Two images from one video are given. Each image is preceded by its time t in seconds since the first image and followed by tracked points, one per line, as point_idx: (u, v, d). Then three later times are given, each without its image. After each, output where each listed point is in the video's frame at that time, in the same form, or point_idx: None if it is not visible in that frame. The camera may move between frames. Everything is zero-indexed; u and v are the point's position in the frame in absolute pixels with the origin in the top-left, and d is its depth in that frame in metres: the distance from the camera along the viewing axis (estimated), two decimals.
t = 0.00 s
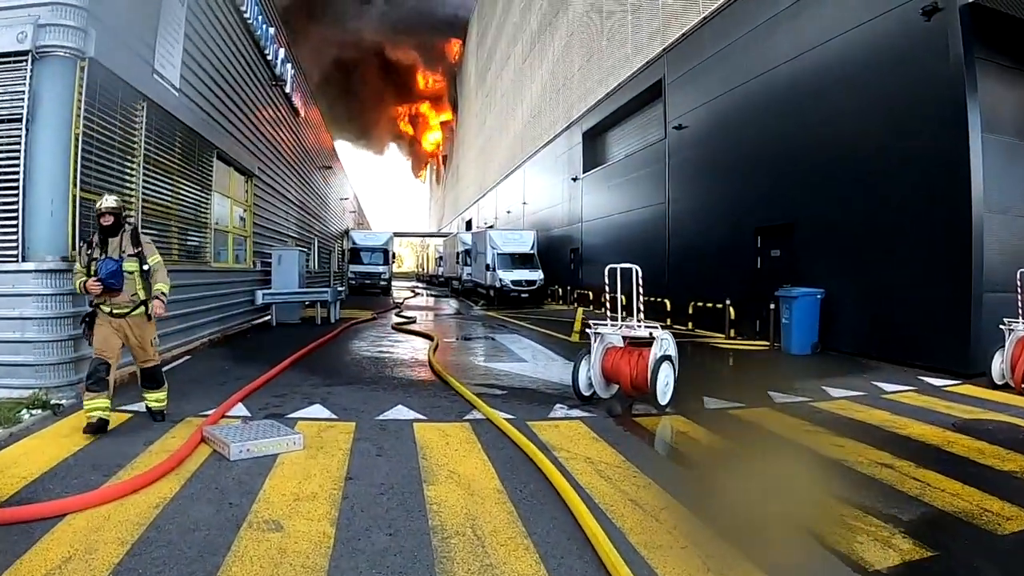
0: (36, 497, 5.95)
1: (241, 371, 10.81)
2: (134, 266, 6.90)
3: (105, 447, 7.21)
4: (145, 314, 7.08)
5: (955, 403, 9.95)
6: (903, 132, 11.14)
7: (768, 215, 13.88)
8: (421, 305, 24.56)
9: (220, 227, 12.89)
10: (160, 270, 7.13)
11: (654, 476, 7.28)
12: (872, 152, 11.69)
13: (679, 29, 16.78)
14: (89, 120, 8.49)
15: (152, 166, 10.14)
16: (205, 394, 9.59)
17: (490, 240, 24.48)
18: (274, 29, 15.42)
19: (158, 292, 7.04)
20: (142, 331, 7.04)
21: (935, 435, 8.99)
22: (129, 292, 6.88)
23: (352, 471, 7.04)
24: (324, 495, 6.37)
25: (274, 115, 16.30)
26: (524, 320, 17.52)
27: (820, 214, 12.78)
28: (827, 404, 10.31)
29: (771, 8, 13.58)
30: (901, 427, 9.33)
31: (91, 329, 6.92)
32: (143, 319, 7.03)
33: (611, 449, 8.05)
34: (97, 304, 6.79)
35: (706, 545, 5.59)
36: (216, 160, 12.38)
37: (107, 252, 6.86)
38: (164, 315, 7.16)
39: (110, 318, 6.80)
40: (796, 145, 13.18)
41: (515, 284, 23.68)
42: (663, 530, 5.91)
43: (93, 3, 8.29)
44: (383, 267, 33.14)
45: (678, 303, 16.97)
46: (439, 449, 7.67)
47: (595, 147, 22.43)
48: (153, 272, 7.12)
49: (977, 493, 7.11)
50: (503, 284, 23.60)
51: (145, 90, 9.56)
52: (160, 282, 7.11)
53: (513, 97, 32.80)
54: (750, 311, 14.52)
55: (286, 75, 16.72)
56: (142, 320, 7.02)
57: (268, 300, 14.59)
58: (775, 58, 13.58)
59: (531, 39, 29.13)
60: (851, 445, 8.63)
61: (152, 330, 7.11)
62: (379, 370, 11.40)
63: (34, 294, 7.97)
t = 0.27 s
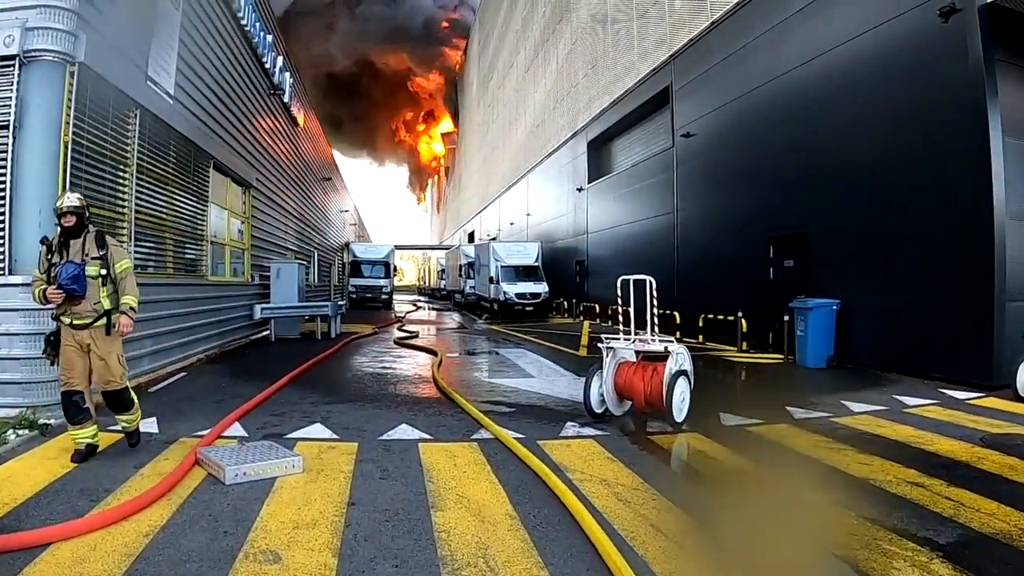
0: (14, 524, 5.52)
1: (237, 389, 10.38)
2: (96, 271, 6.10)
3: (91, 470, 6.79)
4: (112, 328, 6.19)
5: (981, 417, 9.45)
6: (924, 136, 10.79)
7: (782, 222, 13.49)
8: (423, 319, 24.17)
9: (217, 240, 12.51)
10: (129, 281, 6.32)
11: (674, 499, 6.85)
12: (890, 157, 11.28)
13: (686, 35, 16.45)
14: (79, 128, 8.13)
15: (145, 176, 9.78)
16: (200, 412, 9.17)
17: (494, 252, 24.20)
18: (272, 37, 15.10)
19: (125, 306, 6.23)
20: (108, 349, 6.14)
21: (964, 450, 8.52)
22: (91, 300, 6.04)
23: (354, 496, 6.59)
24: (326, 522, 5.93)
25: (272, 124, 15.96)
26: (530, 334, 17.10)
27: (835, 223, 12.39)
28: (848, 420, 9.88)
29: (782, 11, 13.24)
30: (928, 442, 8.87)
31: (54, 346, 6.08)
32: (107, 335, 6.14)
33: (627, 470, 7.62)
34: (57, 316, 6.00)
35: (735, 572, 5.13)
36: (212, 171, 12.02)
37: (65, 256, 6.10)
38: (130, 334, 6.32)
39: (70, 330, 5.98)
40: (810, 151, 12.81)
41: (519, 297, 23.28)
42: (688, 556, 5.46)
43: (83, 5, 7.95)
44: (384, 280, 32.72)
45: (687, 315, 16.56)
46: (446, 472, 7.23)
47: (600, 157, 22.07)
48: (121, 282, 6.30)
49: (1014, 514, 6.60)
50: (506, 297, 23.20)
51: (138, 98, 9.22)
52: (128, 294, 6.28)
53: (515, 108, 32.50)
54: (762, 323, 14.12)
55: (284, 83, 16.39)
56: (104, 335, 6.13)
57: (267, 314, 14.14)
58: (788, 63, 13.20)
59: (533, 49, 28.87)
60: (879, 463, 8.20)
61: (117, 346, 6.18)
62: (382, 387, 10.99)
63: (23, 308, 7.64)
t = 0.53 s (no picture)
0: None
1: (232, 403, 9.96)
2: (64, 284, 5.42)
3: (76, 492, 6.36)
4: (76, 347, 5.47)
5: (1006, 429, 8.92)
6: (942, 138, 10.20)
7: (792, 230, 13.04)
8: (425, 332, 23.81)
9: (213, 252, 12.17)
10: (98, 294, 5.66)
11: (689, 517, 6.44)
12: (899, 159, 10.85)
13: (692, 39, 15.99)
14: (66, 132, 7.79)
15: (136, 184, 9.44)
16: (191, 428, 8.76)
17: (497, 264, 23.86)
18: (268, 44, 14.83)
19: (103, 326, 5.68)
20: (72, 372, 5.40)
21: (994, 465, 8.01)
22: (53, 316, 5.31)
23: (351, 519, 6.16)
24: (322, 547, 5.49)
25: (270, 133, 15.69)
26: (534, 347, 16.69)
27: (846, 231, 11.94)
28: (868, 434, 9.39)
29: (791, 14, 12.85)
30: (954, 457, 8.37)
31: (14, 370, 5.39)
32: (72, 355, 5.40)
33: (640, 489, 7.20)
34: (14, 335, 5.30)
35: None
36: (207, 179, 11.71)
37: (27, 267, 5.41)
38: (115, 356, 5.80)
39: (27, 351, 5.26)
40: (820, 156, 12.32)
41: (523, 310, 22.92)
42: None
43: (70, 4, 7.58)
44: (385, 293, 32.30)
45: (693, 328, 16.09)
46: (450, 492, 6.81)
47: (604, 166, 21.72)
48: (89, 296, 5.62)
49: None
50: (510, 309, 22.82)
51: (129, 101, 8.92)
52: (103, 311, 5.70)
53: (518, 118, 32.22)
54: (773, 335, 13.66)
55: (282, 91, 16.13)
56: (71, 355, 5.42)
57: (263, 328, 13.60)
58: (796, 65, 12.72)
59: (537, 58, 28.58)
60: (903, 480, 7.74)
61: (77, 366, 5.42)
62: (382, 402, 10.58)
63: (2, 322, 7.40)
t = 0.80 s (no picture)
0: None
1: (226, 423, 9.57)
2: (19, 296, 4.73)
3: (58, 516, 5.92)
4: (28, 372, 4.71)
5: None
6: (952, 146, 9.59)
7: (799, 243, 12.44)
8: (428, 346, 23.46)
9: (208, 265, 11.85)
10: (56, 313, 4.97)
11: (698, 539, 6.07)
12: (903, 167, 10.33)
13: (699, 45, 15.40)
14: (51, 141, 7.45)
15: (126, 195, 9.13)
16: (182, 447, 8.38)
17: (500, 277, 23.54)
18: (265, 51, 14.60)
19: (60, 350, 4.91)
20: (24, 401, 4.65)
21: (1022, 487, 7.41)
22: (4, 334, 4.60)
23: (348, 546, 5.70)
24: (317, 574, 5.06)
25: (268, 143, 15.45)
26: (539, 363, 16.30)
27: (853, 242, 11.37)
28: (885, 455, 8.79)
29: (797, 19, 12.27)
30: (979, 478, 7.80)
31: None
32: (23, 380, 4.65)
33: (648, 513, 6.79)
34: None
35: None
36: (202, 189, 11.44)
37: None
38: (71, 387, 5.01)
39: None
40: (826, 166, 11.70)
41: (527, 323, 22.60)
42: None
43: (54, 7, 7.24)
44: (386, 306, 31.94)
45: (703, 344, 15.57)
46: (452, 520, 6.38)
47: (609, 176, 21.37)
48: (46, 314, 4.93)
49: None
50: (513, 323, 22.51)
51: (119, 108, 8.63)
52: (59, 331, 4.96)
53: (521, 127, 31.90)
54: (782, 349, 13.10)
55: (279, 100, 15.87)
56: (21, 379, 4.66)
57: (261, 342, 13.25)
58: (805, 73, 12.09)
59: (540, 66, 28.27)
60: (925, 502, 7.11)
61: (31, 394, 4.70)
62: (381, 421, 10.21)
63: None
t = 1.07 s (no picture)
0: None
1: (221, 438, 9.29)
2: None
3: (46, 534, 5.61)
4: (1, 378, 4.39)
5: None
6: (967, 153, 9.30)
7: (807, 252, 12.18)
8: (429, 359, 23.21)
9: (203, 276, 11.60)
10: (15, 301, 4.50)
11: (711, 556, 5.79)
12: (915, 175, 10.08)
13: (705, 51, 15.10)
14: (41, 149, 7.22)
15: (119, 203, 8.92)
16: (176, 462, 8.09)
17: (502, 288, 23.31)
18: (262, 58, 14.43)
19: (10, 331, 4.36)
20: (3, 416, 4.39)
21: None
22: None
23: (348, 566, 5.40)
24: None
25: (265, 151, 15.26)
26: (541, 375, 16.02)
27: (864, 251, 11.09)
28: (898, 468, 8.51)
29: (805, 23, 12.01)
30: (995, 492, 7.53)
31: None
32: None
33: (657, 530, 6.52)
34: None
35: None
36: (197, 199, 11.24)
37: None
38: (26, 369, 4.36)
39: None
40: (835, 172, 11.44)
41: (529, 335, 22.37)
42: None
43: (45, 12, 7.03)
44: (385, 318, 31.62)
45: (709, 356, 15.28)
46: (454, 539, 6.10)
47: (612, 184, 21.17)
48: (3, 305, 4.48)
49: None
50: (515, 335, 22.29)
51: (112, 116, 8.43)
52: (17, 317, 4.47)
53: (522, 136, 31.70)
54: (788, 359, 12.82)
55: (276, 108, 15.69)
56: None
57: (258, 355, 13.11)
58: (816, 77, 11.81)
59: (541, 74, 28.09)
60: (942, 518, 6.79)
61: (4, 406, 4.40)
62: (381, 436, 9.93)
63: None
